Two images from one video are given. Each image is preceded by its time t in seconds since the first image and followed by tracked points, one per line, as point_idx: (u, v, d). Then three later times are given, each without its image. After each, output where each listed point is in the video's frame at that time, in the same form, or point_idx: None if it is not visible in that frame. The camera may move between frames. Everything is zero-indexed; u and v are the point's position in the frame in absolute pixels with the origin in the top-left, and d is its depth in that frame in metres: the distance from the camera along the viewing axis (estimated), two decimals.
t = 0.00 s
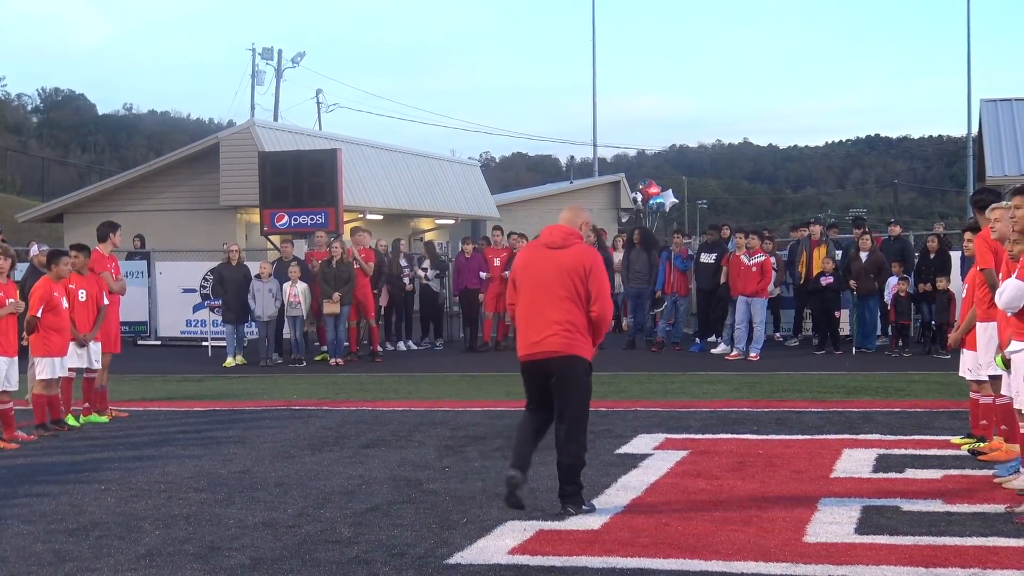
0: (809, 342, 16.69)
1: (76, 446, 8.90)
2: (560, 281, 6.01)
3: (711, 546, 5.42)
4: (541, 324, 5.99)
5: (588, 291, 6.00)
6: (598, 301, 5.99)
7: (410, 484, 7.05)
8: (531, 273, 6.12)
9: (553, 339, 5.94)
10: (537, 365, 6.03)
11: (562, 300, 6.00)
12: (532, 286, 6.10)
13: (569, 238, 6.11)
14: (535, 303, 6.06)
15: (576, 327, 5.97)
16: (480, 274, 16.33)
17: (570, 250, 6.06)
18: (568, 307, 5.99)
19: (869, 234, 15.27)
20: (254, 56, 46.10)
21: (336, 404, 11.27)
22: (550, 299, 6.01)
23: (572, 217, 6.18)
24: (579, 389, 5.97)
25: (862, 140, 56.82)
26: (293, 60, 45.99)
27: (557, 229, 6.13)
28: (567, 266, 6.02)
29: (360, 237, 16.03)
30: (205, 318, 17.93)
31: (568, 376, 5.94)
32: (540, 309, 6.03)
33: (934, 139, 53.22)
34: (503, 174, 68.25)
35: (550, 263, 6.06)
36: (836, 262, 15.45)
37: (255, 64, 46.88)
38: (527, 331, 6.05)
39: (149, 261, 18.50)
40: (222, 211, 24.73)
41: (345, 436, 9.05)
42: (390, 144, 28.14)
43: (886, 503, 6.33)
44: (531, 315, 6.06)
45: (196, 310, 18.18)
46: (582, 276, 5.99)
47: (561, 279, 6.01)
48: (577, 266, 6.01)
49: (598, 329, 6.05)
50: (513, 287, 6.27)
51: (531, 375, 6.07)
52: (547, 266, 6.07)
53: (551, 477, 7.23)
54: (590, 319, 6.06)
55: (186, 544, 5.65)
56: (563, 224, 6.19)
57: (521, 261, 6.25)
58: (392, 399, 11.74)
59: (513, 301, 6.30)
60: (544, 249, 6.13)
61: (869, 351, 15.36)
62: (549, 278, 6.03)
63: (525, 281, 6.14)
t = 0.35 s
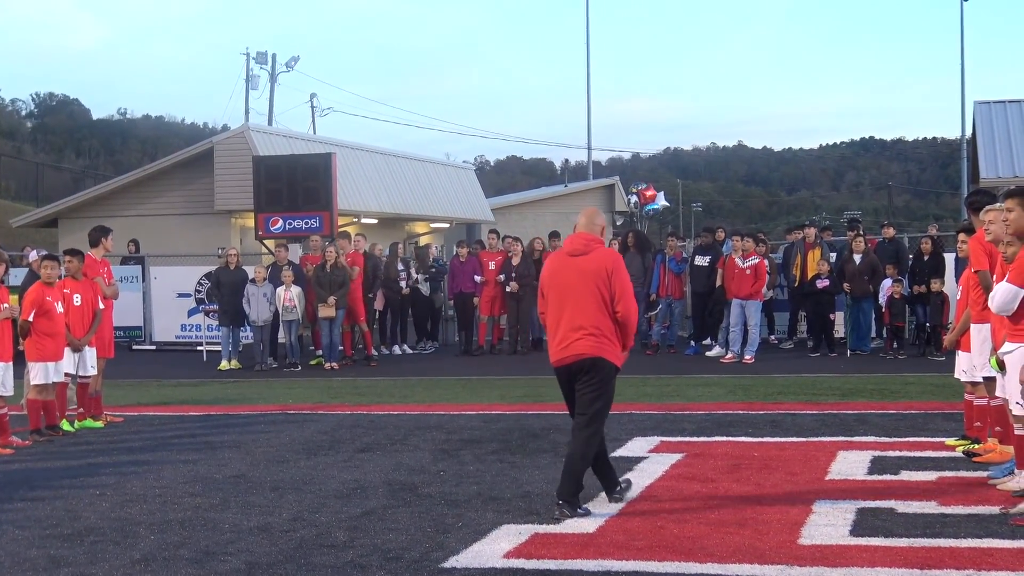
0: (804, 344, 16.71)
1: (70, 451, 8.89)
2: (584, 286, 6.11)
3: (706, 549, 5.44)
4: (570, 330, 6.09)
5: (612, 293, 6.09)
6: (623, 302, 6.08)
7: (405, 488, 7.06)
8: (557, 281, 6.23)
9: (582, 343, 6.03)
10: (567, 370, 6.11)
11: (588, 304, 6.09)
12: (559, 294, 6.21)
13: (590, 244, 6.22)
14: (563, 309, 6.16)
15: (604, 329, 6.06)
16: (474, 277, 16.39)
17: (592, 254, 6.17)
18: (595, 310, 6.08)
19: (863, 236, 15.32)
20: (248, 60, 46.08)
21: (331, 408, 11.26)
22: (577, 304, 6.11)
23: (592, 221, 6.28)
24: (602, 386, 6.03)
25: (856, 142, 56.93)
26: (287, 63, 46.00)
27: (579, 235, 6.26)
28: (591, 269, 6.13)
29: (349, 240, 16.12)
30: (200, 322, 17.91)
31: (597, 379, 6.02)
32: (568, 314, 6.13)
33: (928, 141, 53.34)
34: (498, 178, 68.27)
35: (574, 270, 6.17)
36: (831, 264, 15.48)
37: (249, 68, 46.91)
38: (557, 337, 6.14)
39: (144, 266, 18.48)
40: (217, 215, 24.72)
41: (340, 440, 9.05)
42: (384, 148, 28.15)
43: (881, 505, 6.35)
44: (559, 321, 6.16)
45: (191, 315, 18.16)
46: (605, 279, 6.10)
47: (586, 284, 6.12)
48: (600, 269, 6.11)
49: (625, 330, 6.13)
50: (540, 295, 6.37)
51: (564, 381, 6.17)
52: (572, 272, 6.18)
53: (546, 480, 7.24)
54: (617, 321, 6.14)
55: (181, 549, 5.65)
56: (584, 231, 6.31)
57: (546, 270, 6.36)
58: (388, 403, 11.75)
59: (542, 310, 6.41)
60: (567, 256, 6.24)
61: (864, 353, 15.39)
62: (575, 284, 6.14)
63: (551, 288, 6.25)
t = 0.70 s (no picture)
0: (801, 345, 16.72)
1: (67, 457, 8.88)
2: (606, 284, 6.41)
3: (703, 551, 5.44)
4: (593, 326, 6.39)
5: (633, 290, 6.38)
6: (644, 298, 6.37)
7: (402, 491, 7.06)
8: (579, 278, 6.54)
9: (606, 339, 6.34)
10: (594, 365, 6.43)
11: (611, 301, 6.39)
12: (582, 291, 6.51)
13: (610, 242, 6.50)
14: (587, 306, 6.46)
15: (628, 325, 6.36)
16: (470, 281, 16.36)
17: (613, 254, 6.45)
18: (618, 307, 6.38)
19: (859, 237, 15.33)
20: (243, 65, 46.06)
21: (327, 413, 11.25)
22: (600, 301, 6.41)
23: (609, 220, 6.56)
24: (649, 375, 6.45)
25: (851, 144, 57.01)
26: (282, 68, 46.00)
27: (598, 234, 6.53)
28: (611, 268, 6.42)
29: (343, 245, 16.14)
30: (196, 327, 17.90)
31: (625, 372, 6.35)
32: (591, 312, 6.42)
33: (924, 142, 53.43)
34: (495, 181, 68.28)
35: (596, 268, 6.47)
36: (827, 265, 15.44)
37: (245, 72, 46.91)
38: (582, 334, 6.45)
39: (140, 271, 18.47)
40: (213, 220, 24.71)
41: (337, 444, 9.04)
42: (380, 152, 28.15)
43: (878, 505, 6.36)
44: (583, 317, 6.46)
45: (187, 320, 18.15)
46: (626, 276, 6.38)
47: (607, 281, 6.41)
48: (622, 268, 6.39)
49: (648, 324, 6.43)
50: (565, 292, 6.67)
51: (591, 375, 6.47)
52: (595, 270, 6.47)
53: (543, 483, 7.24)
54: (640, 316, 6.43)
55: (177, 555, 5.64)
56: (603, 228, 6.58)
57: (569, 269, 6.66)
58: (385, 407, 11.75)
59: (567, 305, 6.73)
60: (588, 255, 6.52)
61: (860, 354, 15.40)
62: (597, 282, 6.44)
63: (575, 287, 6.55)
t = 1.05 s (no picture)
0: (799, 345, 16.73)
1: (65, 460, 8.87)
2: (635, 288, 6.51)
3: (701, 552, 5.44)
4: (620, 328, 6.47)
5: (660, 298, 6.53)
6: (668, 306, 6.54)
7: (401, 493, 7.06)
8: (606, 280, 6.60)
9: (632, 342, 6.43)
10: (615, 365, 6.51)
11: (638, 305, 6.49)
12: (609, 293, 6.57)
13: (639, 248, 6.59)
14: (613, 308, 6.53)
15: (653, 331, 6.50)
16: (469, 282, 16.28)
17: (643, 260, 6.56)
18: (645, 312, 6.49)
19: (857, 237, 15.35)
20: (240, 67, 46.01)
21: (326, 415, 11.26)
22: (626, 304, 6.51)
23: (638, 226, 6.66)
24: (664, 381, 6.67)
25: (849, 144, 57.09)
26: (280, 70, 45.98)
27: (629, 239, 6.61)
28: (640, 274, 6.52)
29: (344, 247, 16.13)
30: (195, 330, 17.89)
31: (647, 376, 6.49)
32: (618, 314, 6.50)
33: (922, 142, 53.51)
34: (493, 182, 68.32)
35: (624, 272, 6.55)
36: (825, 265, 15.50)
37: (243, 75, 46.90)
38: (607, 336, 6.51)
39: (138, 274, 18.46)
40: (211, 223, 24.71)
41: (335, 446, 9.04)
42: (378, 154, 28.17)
43: (876, 505, 6.36)
44: (608, 319, 6.54)
45: (186, 322, 18.14)
46: (654, 284, 6.51)
47: (636, 286, 6.51)
48: (652, 275, 6.52)
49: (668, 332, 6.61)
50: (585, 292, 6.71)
51: (611, 374, 6.52)
52: (624, 274, 6.55)
53: (542, 484, 7.24)
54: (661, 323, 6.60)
55: (176, 557, 5.64)
56: (630, 233, 6.65)
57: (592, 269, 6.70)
58: (384, 409, 11.74)
59: (585, 306, 6.78)
60: (617, 259, 6.59)
61: (859, 353, 15.40)
62: (626, 286, 6.52)
63: (601, 289, 6.60)
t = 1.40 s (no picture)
0: (799, 348, 16.73)
1: (64, 455, 8.87)
2: (667, 284, 6.79)
3: (700, 553, 5.44)
4: (653, 322, 6.72)
5: (686, 294, 6.87)
6: (692, 302, 6.91)
7: (401, 492, 7.06)
8: (638, 276, 6.82)
9: (665, 335, 6.70)
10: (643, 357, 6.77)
11: (669, 300, 6.78)
12: (640, 287, 6.81)
13: (668, 245, 6.87)
14: (644, 303, 6.77)
15: (681, 325, 6.81)
16: (470, 281, 16.31)
17: (673, 257, 6.84)
18: (675, 307, 6.79)
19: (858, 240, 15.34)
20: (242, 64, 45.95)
21: (325, 412, 11.25)
22: (659, 299, 6.77)
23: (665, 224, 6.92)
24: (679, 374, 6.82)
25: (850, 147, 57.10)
26: (281, 67, 45.93)
27: (658, 236, 6.87)
28: (671, 270, 6.80)
29: (347, 244, 16.14)
30: (195, 326, 17.89)
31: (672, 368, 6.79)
32: (651, 308, 6.74)
33: (923, 146, 53.52)
34: (494, 182, 68.30)
35: (656, 268, 6.81)
36: (825, 268, 15.53)
37: (244, 72, 46.83)
38: (639, 329, 6.73)
39: (139, 269, 18.45)
40: (212, 219, 24.71)
41: (335, 444, 9.04)
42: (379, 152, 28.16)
43: (876, 508, 6.36)
44: (639, 313, 6.76)
45: (186, 319, 18.15)
46: (683, 280, 6.83)
47: (667, 282, 6.79)
48: (681, 271, 6.83)
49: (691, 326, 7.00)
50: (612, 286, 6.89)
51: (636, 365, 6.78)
52: (656, 270, 6.80)
53: (541, 484, 7.24)
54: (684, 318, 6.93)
55: (175, 553, 5.64)
56: (656, 230, 6.89)
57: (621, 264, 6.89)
58: (383, 407, 11.73)
59: (609, 299, 6.95)
60: (649, 255, 6.83)
61: (858, 357, 15.39)
62: (658, 281, 6.78)
63: (632, 284, 6.82)
